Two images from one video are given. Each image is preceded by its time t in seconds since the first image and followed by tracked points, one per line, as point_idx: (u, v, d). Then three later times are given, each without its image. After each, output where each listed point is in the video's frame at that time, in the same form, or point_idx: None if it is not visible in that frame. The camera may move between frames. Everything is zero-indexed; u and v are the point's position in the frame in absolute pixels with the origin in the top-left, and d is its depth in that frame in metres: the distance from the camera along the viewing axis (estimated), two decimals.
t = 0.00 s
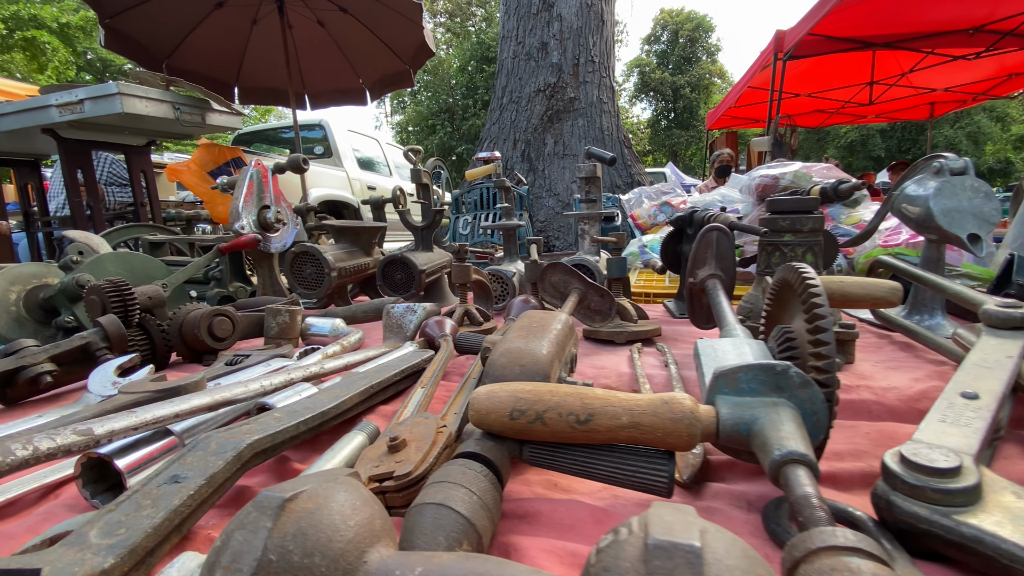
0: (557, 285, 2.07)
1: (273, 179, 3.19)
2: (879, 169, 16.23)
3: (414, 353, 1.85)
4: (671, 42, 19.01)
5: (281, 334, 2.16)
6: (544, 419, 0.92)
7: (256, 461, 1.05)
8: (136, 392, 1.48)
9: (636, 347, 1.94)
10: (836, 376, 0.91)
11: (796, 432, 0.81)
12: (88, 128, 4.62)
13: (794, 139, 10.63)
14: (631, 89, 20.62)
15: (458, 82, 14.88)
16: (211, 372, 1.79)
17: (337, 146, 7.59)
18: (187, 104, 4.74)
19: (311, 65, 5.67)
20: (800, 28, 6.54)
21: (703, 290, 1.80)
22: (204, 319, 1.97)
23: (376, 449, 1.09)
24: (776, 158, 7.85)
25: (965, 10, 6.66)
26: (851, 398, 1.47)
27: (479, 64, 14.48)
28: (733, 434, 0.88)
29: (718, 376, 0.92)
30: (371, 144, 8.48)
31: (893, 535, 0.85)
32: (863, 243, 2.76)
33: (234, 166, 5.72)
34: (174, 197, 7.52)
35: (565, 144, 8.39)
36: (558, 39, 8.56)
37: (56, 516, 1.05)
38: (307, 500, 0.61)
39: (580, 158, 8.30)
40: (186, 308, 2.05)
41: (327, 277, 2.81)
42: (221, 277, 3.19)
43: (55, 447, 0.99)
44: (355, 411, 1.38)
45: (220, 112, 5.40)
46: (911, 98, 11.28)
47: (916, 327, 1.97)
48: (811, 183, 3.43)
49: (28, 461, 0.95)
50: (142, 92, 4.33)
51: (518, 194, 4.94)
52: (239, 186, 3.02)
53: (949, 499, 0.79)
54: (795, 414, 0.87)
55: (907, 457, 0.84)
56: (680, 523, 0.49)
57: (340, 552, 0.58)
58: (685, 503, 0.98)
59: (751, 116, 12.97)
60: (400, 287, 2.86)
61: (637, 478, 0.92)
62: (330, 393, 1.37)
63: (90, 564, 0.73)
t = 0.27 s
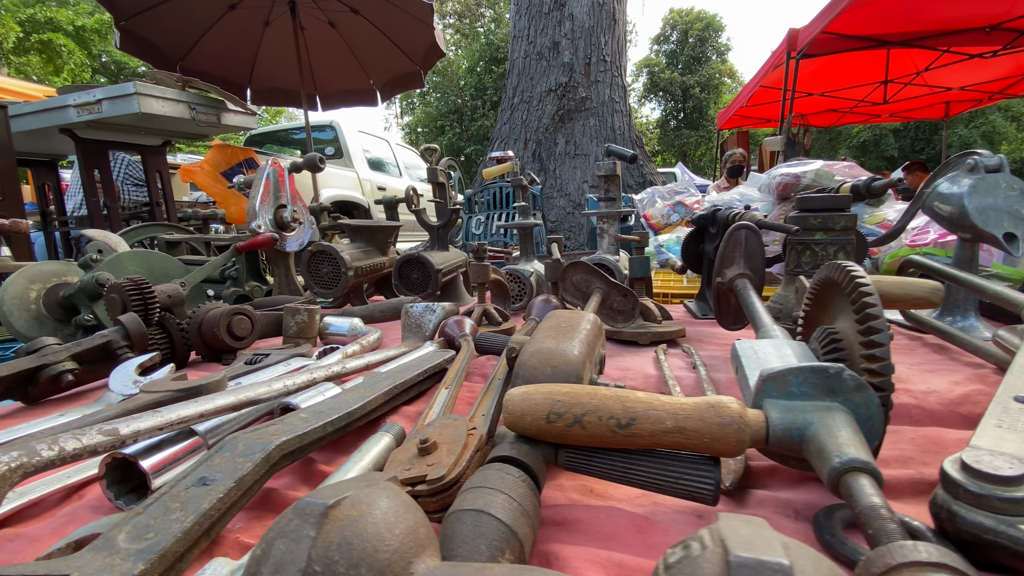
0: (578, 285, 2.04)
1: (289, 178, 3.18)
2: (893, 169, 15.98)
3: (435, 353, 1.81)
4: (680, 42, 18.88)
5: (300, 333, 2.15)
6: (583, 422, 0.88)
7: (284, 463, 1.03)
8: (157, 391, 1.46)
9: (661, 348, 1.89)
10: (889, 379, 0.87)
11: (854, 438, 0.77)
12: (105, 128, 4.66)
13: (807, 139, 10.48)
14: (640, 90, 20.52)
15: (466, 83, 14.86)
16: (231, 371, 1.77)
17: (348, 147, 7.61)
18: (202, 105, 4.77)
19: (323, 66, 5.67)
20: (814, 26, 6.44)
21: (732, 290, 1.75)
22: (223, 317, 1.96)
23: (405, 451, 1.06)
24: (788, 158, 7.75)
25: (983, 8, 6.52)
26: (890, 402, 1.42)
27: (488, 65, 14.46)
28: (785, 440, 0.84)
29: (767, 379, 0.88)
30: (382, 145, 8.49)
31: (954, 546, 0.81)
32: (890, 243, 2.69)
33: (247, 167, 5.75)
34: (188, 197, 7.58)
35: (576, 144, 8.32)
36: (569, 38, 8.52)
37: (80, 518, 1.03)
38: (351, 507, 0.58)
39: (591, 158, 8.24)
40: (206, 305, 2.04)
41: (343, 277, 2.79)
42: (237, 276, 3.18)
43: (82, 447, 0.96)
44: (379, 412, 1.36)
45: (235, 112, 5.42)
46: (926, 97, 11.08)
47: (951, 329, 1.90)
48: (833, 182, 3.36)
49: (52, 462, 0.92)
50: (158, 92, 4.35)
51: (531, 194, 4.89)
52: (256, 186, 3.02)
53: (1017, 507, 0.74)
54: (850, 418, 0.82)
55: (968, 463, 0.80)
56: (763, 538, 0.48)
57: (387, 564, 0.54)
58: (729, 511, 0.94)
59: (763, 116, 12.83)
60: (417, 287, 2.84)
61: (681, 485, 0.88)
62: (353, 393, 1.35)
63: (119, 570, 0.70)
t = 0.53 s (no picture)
0: (593, 285, 2.00)
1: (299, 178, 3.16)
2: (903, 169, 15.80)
3: (448, 354, 1.78)
4: (687, 42, 18.78)
5: (310, 333, 2.13)
6: (609, 428, 0.84)
7: (298, 466, 1.00)
8: (168, 391, 1.44)
9: (679, 349, 1.85)
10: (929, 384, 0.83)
11: (898, 447, 0.73)
12: (116, 128, 4.68)
13: (816, 138, 10.37)
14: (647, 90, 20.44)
15: (473, 83, 14.84)
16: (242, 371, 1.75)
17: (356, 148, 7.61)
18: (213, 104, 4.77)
19: (331, 67, 5.66)
20: (825, 24, 6.37)
21: (752, 291, 1.70)
22: (234, 317, 1.94)
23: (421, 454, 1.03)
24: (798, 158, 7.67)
25: (997, 6, 6.42)
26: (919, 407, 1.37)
27: (495, 66, 14.44)
28: (823, 448, 0.80)
29: (802, 384, 0.84)
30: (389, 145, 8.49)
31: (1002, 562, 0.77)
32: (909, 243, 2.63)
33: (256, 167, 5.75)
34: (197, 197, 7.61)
35: (584, 143, 8.27)
36: (578, 38, 8.48)
37: (91, 522, 1.01)
38: (375, 519, 0.55)
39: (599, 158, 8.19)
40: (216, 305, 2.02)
41: (354, 276, 2.77)
42: (247, 275, 3.17)
43: (93, 450, 0.93)
44: (393, 414, 1.33)
45: (245, 111, 5.42)
46: (937, 96, 10.95)
47: (977, 331, 1.85)
48: (850, 181, 3.30)
49: (63, 466, 0.89)
50: (169, 92, 4.35)
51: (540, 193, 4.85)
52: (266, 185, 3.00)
53: None
54: (892, 426, 0.79)
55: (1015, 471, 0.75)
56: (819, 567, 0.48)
57: None
58: (760, 521, 0.90)
59: (771, 115, 12.72)
60: (427, 287, 2.81)
61: (711, 494, 0.84)
62: (367, 395, 1.32)
63: None
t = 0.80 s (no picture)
0: (606, 284, 1.96)
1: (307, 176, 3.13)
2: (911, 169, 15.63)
3: (459, 355, 1.74)
4: (693, 41, 18.68)
5: (318, 333, 2.09)
6: (637, 436, 0.80)
7: (308, 474, 0.96)
8: (174, 393, 1.41)
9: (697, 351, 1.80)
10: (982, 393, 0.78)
11: (953, 459, 0.68)
12: (123, 127, 4.67)
13: (825, 138, 10.26)
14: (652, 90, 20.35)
15: (478, 83, 14.79)
16: (248, 372, 1.72)
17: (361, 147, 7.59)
18: (220, 103, 4.73)
19: (337, 67, 5.65)
20: (834, 22, 6.29)
21: (773, 290, 1.65)
22: (241, 316, 1.90)
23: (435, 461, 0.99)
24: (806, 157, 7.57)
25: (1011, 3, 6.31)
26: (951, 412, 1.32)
27: (500, 66, 14.39)
28: (869, 459, 0.75)
29: (844, 391, 0.79)
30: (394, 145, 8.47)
31: None
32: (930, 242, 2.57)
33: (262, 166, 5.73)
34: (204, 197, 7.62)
35: (591, 143, 8.22)
36: (585, 36, 8.44)
37: (93, 530, 0.97)
38: (396, 538, 0.51)
39: (606, 157, 8.13)
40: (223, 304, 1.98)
41: (361, 275, 2.73)
42: (253, 275, 3.14)
43: (95, 455, 0.88)
44: (403, 418, 1.29)
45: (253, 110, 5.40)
46: (947, 95, 10.80)
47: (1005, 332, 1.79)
48: (866, 179, 3.24)
49: (64, 472, 0.85)
50: (176, 91, 4.33)
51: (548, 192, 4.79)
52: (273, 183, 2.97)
53: None
54: (943, 435, 0.74)
55: None
56: None
57: None
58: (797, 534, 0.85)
59: (779, 114, 12.61)
60: (436, 286, 2.77)
61: (746, 507, 0.79)
62: (377, 398, 1.28)
63: None
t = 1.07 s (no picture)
0: (625, 285, 1.92)
1: (317, 175, 3.10)
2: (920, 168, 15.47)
3: (475, 358, 1.71)
4: (698, 40, 18.56)
5: (330, 334, 2.06)
6: (679, 446, 0.76)
7: (331, 482, 0.92)
8: (188, 395, 1.38)
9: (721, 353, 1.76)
10: None
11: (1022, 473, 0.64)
12: (132, 127, 4.66)
13: (833, 136, 10.16)
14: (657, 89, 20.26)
15: (483, 83, 14.73)
16: (262, 374, 1.69)
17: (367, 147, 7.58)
18: (229, 102, 4.66)
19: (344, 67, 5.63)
20: (844, 20, 6.21)
21: (800, 291, 1.62)
22: (254, 317, 1.88)
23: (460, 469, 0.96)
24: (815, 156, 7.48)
25: None
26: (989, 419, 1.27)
27: (504, 65, 14.33)
28: (926, 471, 0.71)
29: (899, 399, 0.75)
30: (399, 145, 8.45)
31: None
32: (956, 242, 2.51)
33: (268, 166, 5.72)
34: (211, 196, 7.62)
35: (598, 142, 8.16)
36: (592, 35, 8.38)
37: (111, 538, 0.94)
38: (443, 561, 0.47)
39: (613, 156, 8.07)
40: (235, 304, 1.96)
41: (372, 276, 2.71)
42: (263, 275, 3.12)
43: (113, 463, 0.84)
44: (423, 423, 1.25)
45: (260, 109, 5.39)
46: (957, 93, 10.67)
47: None
48: (885, 177, 3.18)
49: (81, 480, 0.81)
50: (184, 89, 4.29)
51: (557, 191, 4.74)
52: (284, 183, 2.95)
53: None
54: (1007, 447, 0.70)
55: None
56: None
57: None
58: (843, 549, 0.81)
59: (786, 113, 12.51)
60: (448, 286, 2.74)
61: (792, 522, 0.76)
62: (396, 402, 1.25)
63: None
